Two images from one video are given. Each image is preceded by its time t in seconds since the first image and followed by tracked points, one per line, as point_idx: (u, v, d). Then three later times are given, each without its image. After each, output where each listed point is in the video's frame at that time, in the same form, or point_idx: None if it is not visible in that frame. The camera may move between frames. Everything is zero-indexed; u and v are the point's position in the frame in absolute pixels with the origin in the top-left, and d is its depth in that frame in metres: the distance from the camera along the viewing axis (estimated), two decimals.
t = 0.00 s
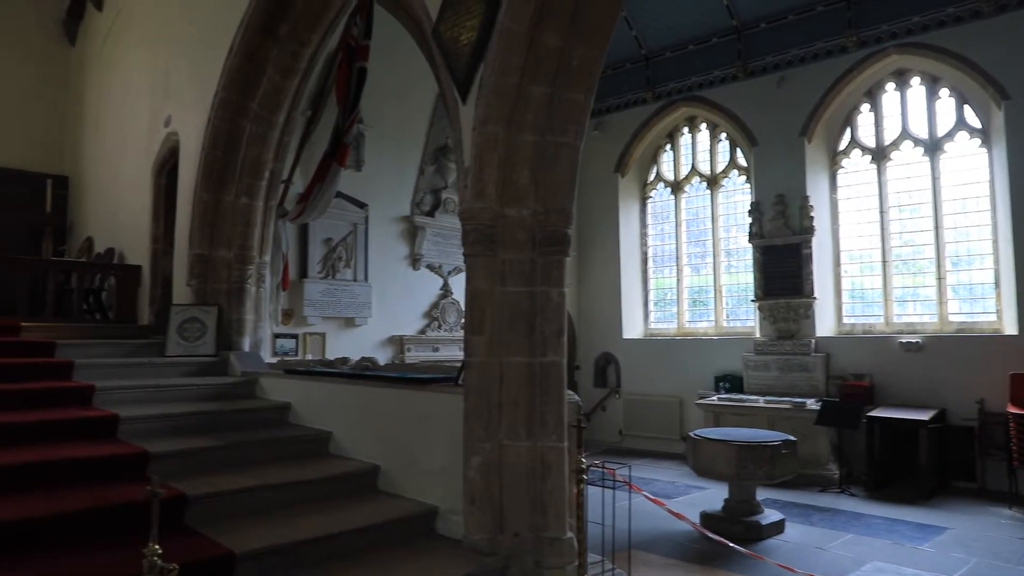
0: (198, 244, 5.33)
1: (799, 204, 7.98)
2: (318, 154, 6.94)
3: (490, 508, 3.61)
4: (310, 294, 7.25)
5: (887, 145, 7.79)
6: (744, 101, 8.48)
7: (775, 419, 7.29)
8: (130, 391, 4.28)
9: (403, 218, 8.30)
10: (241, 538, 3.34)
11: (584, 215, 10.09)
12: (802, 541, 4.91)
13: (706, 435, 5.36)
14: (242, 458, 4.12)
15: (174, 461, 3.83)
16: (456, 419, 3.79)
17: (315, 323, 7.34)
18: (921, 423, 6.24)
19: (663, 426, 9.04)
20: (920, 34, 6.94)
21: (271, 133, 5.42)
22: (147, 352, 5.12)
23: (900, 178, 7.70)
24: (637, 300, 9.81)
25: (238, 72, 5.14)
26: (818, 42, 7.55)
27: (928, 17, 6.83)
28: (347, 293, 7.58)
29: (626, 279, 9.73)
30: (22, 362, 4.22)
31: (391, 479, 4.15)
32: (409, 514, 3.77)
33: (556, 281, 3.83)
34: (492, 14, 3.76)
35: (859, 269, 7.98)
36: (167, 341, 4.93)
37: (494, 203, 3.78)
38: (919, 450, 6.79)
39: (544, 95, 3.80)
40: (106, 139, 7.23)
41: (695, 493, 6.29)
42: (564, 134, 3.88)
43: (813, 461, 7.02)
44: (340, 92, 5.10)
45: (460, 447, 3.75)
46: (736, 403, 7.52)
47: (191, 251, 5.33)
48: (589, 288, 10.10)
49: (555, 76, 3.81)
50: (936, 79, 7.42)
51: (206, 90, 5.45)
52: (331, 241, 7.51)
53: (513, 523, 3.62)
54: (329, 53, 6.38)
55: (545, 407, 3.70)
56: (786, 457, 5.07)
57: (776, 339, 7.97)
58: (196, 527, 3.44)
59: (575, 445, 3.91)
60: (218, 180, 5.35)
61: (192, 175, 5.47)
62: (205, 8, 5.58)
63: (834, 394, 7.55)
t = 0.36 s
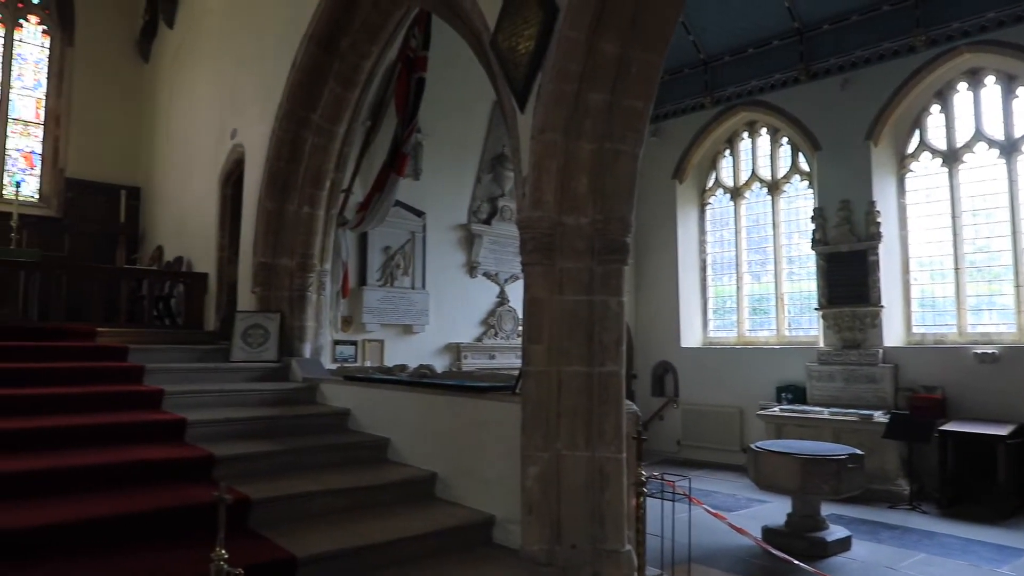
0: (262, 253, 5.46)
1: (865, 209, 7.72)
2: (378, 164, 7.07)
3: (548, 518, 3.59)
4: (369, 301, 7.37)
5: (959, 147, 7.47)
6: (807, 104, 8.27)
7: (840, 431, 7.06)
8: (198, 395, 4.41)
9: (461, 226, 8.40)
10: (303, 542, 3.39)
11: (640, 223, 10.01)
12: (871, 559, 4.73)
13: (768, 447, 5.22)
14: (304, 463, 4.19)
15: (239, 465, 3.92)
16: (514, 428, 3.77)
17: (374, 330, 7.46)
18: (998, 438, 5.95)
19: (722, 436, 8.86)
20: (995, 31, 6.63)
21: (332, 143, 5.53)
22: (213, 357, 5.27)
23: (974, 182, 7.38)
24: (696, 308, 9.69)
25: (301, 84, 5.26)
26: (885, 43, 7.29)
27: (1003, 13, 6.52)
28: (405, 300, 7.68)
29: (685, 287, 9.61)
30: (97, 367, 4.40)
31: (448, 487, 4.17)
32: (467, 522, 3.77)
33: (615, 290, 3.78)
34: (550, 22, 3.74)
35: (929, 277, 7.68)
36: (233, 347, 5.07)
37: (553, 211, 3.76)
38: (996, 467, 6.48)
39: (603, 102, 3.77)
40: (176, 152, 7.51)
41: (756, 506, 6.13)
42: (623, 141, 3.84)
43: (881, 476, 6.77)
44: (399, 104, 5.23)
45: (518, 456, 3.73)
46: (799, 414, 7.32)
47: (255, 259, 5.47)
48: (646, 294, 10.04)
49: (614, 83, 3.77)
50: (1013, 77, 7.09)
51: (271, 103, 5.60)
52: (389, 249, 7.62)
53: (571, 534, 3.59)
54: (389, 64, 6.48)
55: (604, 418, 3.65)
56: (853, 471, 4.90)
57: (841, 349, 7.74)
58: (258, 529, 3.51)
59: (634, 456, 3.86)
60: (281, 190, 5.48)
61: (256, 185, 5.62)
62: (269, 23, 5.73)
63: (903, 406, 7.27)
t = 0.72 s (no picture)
0: (298, 259, 5.54)
1: (906, 209, 7.55)
2: (412, 170, 7.14)
3: (583, 524, 3.57)
4: (404, 307, 7.43)
5: (1004, 144, 7.26)
6: (844, 103, 8.14)
7: (882, 436, 6.91)
8: (236, 401, 4.49)
9: (494, 231, 8.43)
10: (340, 546, 3.43)
11: (675, 227, 9.94)
12: (916, 568, 4.61)
13: (807, 452, 5.13)
14: (340, 467, 4.23)
15: (277, 469, 3.98)
16: (548, 433, 3.76)
17: (409, 335, 7.52)
18: None
19: (760, 441, 8.73)
20: None
21: (367, 150, 5.60)
22: (252, 362, 5.36)
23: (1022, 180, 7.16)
24: (732, 311, 9.59)
25: (336, 94, 5.34)
26: (926, 38, 7.03)
27: None
28: (440, 306, 7.73)
29: (721, 290, 9.51)
30: (140, 373, 4.51)
31: (483, 492, 4.17)
32: (502, 528, 3.77)
33: (650, 294, 3.75)
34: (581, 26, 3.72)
35: (974, 278, 7.47)
36: (270, 353, 5.15)
37: (586, 216, 3.75)
38: None
39: (636, 105, 3.75)
40: (215, 162, 7.67)
41: (796, 512, 6.03)
42: (658, 144, 3.81)
43: (925, 482, 6.60)
44: (432, 110, 5.26)
45: (553, 461, 3.72)
46: (840, 419, 7.18)
47: (292, 266, 5.55)
48: (681, 298, 9.96)
49: (647, 86, 3.75)
50: None
51: (306, 113, 5.68)
52: (423, 254, 7.68)
53: (606, 540, 3.57)
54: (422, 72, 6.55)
55: (640, 423, 3.62)
56: (895, 477, 4.79)
57: (883, 352, 7.58)
58: (295, 532, 3.54)
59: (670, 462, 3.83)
60: (316, 198, 5.56)
61: (293, 193, 5.71)
62: (304, 34, 5.83)
63: (948, 411, 7.08)
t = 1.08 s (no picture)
0: (329, 266, 5.60)
1: (942, 211, 7.41)
2: (441, 176, 7.20)
3: (614, 531, 3.55)
4: (434, 313, 7.47)
5: None
6: (876, 105, 8.00)
7: (919, 444, 6.77)
8: (269, 406, 4.54)
9: (523, 237, 8.44)
10: (372, 551, 3.45)
11: (704, 231, 9.86)
12: None
13: (842, 460, 5.04)
14: (371, 472, 4.26)
15: (308, 474, 4.02)
16: (579, 440, 3.75)
17: (438, 341, 7.55)
18: None
19: (793, 448, 8.61)
20: None
21: (397, 158, 5.64)
22: (284, 368, 5.42)
23: None
24: (763, 316, 9.47)
25: (365, 103, 5.38)
26: (960, 37, 6.95)
27: None
28: (469, 311, 7.76)
29: (751, 296, 9.41)
30: (175, 378, 4.59)
31: (513, 498, 4.17)
32: (532, 535, 3.76)
33: (681, 299, 3.72)
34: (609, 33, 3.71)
35: (1014, 281, 7.29)
36: (302, 358, 5.21)
37: (616, 221, 3.74)
38: None
39: (665, 110, 3.73)
40: (247, 170, 7.79)
41: (830, 521, 5.93)
42: (688, 149, 3.78)
43: (964, 491, 6.46)
44: (460, 116, 5.29)
45: (583, 468, 3.71)
46: (876, 426, 7.06)
47: (322, 272, 5.61)
48: (712, 303, 9.87)
49: (676, 91, 3.73)
50: None
51: (336, 121, 5.74)
52: (452, 260, 7.72)
53: (637, 547, 3.54)
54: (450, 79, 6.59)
55: (671, 429, 3.59)
56: (934, 486, 4.68)
57: (919, 357, 7.44)
58: (325, 537, 3.57)
59: (703, 469, 3.79)
60: (346, 205, 5.62)
61: (323, 201, 5.77)
62: (335, 44, 5.90)
63: (988, 418, 6.91)
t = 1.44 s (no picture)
0: (361, 272, 5.65)
1: (981, 211, 7.25)
2: (472, 181, 7.25)
3: (648, 537, 3.52)
4: (464, 317, 7.50)
5: None
6: (912, 104, 7.86)
7: (960, 449, 6.63)
8: (302, 410, 4.59)
9: (552, 241, 8.43)
10: (407, 555, 3.46)
11: (735, 234, 9.77)
12: None
13: (880, 465, 4.95)
14: (404, 476, 4.28)
15: (342, 478, 4.05)
16: (612, 444, 3.73)
17: (469, 346, 7.57)
18: None
19: (828, 453, 8.48)
20: None
21: (427, 163, 5.67)
22: (316, 372, 5.47)
23: None
24: (797, 319, 9.36)
25: (395, 109, 5.44)
26: (1000, 33, 6.78)
27: None
28: (499, 315, 7.77)
29: (784, 299, 9.29)
30: (211, 382, 4.65)
31: (546, 503, 4.16)
32: (565, 539, 3.75)
33: (715, 303, 3.68)
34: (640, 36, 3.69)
35: None
36: (334, 363, 5.25)
37: (648, 225, 3.72)
38: None
39: (697, 112, 3.70)
40: (279, 177, 7.89)
41: (868, 527, 5.83)
42: (721, 151, 3.74)
43: (1007, 498, 6.30)
44: (490, 121, 5.31)
45: (617, 474, 3.69)
46: (914, 431, 6.92)
47: (354, 278, 5.66)
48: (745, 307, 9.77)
49: (709, 92, 3.70)
50: None
51: (367, 127, 5.79)
52: (482, 265, 7.74)
53: (672, 553, 3.50)
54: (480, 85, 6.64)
55: (706, 433, 3.55)
56: (976, 492, 4.57)
57: (958, 361, 7.28)
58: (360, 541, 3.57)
59: (738, 475, 3.75)
60: (378, 211, 5.66)
61: (355, 207, 5.83)
62: (365, 52, 5.95)
63: None
